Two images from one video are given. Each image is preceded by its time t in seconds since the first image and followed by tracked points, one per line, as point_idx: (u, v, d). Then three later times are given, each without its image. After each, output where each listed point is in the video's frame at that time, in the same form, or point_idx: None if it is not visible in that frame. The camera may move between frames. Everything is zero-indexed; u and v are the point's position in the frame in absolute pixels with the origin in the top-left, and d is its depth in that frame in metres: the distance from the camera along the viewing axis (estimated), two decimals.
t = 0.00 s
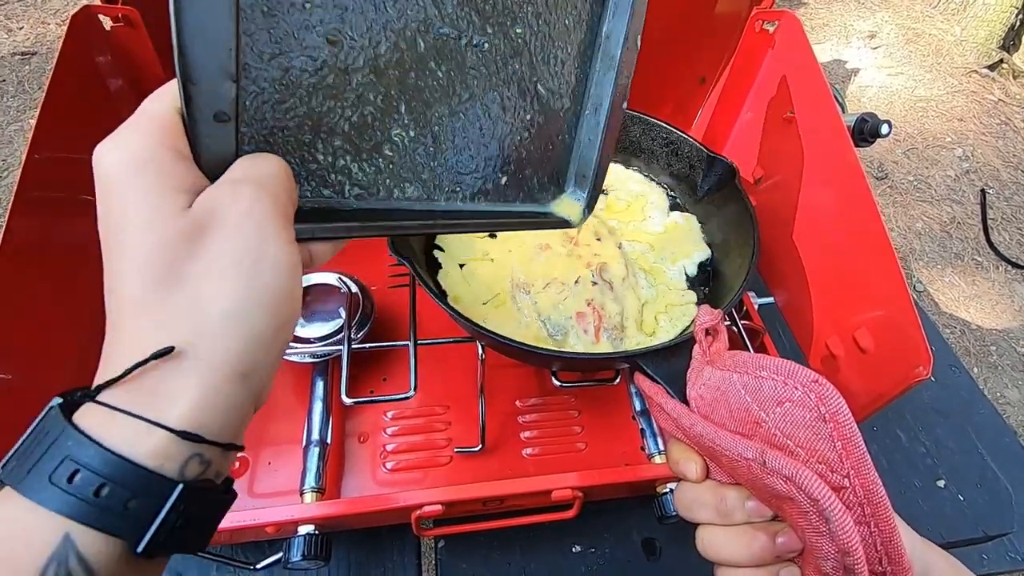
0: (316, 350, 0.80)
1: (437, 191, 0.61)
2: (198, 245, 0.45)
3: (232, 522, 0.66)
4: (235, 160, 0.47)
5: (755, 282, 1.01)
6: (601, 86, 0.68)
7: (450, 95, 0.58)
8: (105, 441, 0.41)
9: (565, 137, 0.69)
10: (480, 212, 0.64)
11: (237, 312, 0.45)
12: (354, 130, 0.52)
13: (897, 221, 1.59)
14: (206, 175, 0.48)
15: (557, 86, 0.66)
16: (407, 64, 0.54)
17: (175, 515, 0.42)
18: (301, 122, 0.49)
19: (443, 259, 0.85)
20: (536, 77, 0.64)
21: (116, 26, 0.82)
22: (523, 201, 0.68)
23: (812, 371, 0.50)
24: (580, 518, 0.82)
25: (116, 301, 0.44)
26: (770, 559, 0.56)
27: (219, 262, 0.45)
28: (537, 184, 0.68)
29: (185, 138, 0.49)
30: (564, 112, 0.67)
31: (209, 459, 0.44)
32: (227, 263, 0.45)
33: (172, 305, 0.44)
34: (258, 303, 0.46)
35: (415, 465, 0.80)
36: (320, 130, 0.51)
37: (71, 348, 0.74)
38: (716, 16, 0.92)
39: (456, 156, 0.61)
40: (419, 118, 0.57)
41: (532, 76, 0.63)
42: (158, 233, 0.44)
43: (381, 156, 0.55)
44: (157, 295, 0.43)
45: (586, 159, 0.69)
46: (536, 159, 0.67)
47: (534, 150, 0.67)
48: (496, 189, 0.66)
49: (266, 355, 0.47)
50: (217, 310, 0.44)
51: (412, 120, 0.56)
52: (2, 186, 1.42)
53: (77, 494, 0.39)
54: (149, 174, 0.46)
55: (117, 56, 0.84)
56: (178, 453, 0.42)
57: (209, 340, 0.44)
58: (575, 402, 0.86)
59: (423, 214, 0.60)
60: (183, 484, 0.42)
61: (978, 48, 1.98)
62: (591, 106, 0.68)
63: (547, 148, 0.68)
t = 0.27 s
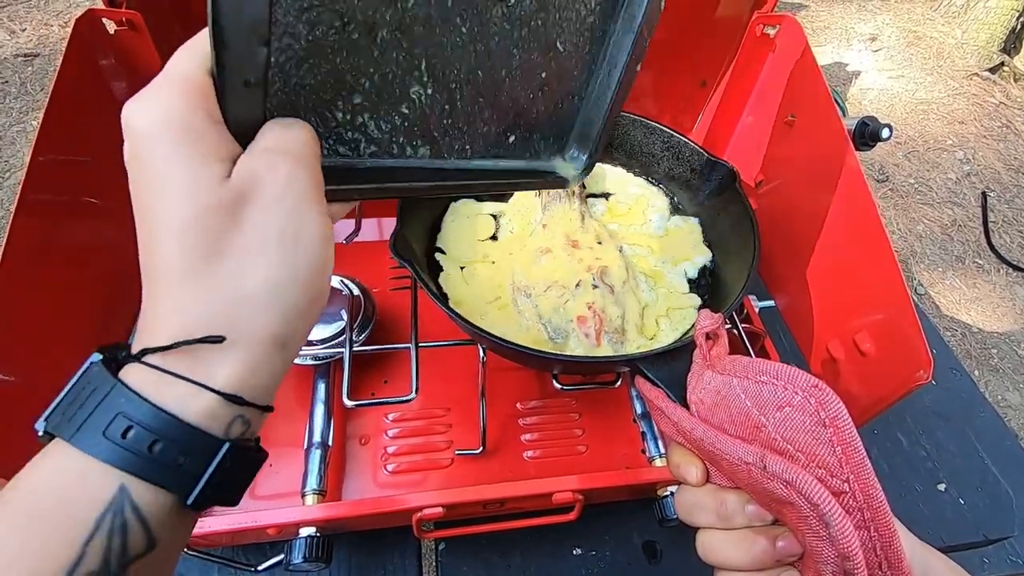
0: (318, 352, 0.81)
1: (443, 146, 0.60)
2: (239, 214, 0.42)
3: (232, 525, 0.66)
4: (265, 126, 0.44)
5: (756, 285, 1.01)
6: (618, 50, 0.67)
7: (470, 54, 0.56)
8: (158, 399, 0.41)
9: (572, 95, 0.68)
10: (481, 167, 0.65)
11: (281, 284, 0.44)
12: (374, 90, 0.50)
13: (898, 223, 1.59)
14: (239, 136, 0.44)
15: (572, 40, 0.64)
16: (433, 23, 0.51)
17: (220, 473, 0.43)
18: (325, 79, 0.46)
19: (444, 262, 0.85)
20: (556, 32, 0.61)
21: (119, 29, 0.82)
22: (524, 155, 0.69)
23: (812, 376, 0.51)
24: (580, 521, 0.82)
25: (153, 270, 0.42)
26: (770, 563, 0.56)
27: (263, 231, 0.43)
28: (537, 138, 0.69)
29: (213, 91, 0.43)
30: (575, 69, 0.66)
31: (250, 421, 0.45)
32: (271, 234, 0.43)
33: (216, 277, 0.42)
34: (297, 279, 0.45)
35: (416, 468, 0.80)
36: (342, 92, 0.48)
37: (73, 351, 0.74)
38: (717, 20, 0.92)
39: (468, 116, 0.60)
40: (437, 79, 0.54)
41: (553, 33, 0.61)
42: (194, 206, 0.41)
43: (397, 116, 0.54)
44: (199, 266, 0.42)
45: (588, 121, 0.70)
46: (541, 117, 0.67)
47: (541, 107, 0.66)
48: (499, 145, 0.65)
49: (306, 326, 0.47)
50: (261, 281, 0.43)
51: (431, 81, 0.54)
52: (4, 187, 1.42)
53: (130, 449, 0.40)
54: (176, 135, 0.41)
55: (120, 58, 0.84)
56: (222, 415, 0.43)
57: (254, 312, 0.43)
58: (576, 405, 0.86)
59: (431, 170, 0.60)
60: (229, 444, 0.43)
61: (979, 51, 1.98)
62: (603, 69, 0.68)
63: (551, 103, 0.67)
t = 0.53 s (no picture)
0: (317, 353, 0.80)
1: (449, 147, 0.58)
2: (250, 213, 0.43)
3: (231, 526, 0.66)
4: (275, 116, 0.44)
5: (756, 286, 1.01)
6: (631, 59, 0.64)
7: (486, 53, 0.54)
8: (160, 408, 0.41)
9: (583, 104, 0.66)
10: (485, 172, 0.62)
11: (293, 283, 0.44)
12: (386, 83, 0.49)
13: (898, 225, 1.59)
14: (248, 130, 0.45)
15: (588, 49, 0.61)
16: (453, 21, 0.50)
17: (227, 481, 0.43)
18: (337, 71, 0.46)
19: (444, 263, 0.85)
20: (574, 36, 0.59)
21: (118, 29, 0.82)
22: (526, 164, 0.66)
23: (813, 377, 0.50)
24: (580, 523, 0.82)
25: (161, 271, 0.41)
26: (771, 566, 0.55)
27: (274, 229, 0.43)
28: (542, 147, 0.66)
29: (223, 80, 0.44)
30: (588, 79, 0.64)
31: (257, 429, 0.45)
32: (283, 233, 0.43)
33: (227, 277, 0.42)
34: (308, 278, 0.45)
35: (416, 469, 0.80)
36: (354, 85, 0.48)
37: (73, 351, 0.74)
38: (716, 22, 0.93)
39: (476, 117, 0.58)
40: (450, 77, 0.53)
41: (570, 37, 0.59)
42: (207, 201, 0.41)
43: (405, 112, 0.52)
44: (210, 267, 0.41)
45: (596, 130, 0.67)
46: (550, 123, 0.65)
47: (551, 113, 0.64)
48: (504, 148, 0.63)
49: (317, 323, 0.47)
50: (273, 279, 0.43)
51: (444, 78, 0.53)
52: (3, 188, 1.42)
53: (132, 461, 0.40)
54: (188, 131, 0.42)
55: (119, 58, 0.84)
56: (230, 423, 0.43)
57: (266, 311, 0.43)
58: (575, 406, 0.86)
59: (437, 172, 0.57)
60: (235, 453, 0.43)
61: (979, 52, 1.97)
62: (614, 79, 0.65)
63: (562, 111, 0.65)
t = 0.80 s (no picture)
0: (316, 353, 0.80)
1: (446, 155, 0.58)
2: (249, 221, 0.43)
3: (230, 526, 0.66)
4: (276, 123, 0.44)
5: (756, 286, 1.01)
6: (629, 68, 0.63)
7: (483, 61, 0.53)
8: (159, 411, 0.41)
9: (580, 112, 0.65)
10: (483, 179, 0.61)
11: (290, 291, 0.44)
12: (383, 93, 0.48)
13: (898, 225, 1.59)
14: (248, 141, 0.45)
15: (586, 58, 0.61)
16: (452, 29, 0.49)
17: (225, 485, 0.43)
18: (336, 83, 0.45)
19: (443, 262, 0.85)
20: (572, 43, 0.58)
21: (117, 28, 0.82)
22: (522, 169, 0.65)
23: (812, 377, 0.50)
24: (579, 523, 0.81)
25: (158, 277, 0.42)
26: (770, 565, 0.55)
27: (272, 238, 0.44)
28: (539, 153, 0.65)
29: (224, 93, 0.44)
30: (585, 86, 0.63)
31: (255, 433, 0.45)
32: (282, 241, 0.44)
33: (226, 284, 0.42)
34: (306, 287, 0.45)
35: (415, 468, 0.80)
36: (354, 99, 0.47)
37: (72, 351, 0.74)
38: (717, 21, 0.92)
39: (474, 125, 0.57)
40: (448, 86, 0.52)
41: (568, 46, 0.58)
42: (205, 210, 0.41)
43: (403, 124, 0.52)
44: (208, 274, 0.42)
45: (593, 132, 0.66)
46: (547, 130, 0.64)
47: (548, 121, 0.63)
48: (501, 155, 0.62)
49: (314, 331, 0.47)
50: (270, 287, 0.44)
51: (442, 87, 0.52)
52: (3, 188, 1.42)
53: (132, 463, 0.40)
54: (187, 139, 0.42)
55: (117, 58, 0.84)
56: (228, 429, 0.43)
57: (263, 318, 0.43)
58: (575, 406, 0.86)
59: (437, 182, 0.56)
60: (233, 456, 0.43)
61: (979, 53, 1.97)
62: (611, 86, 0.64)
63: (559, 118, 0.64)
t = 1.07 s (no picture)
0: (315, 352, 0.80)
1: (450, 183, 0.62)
2: (222, 245, 0.48)
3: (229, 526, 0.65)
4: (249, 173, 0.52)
5: (755, 285, 1.01)
6: (606, 57, 0.62)
7: (444, 87, 0.61)
8: (147, 428, 0.43)
9: (573, 116, 0.65)
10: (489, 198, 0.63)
11: (261, 305, 0.47)
12: (363, 132, 0.58)
13: (897, 224, 1.59)
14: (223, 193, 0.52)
15: (556, 67, 0.64)
16: (396, 63, 0.59)
17: (208, 500, 0.44)
18: (322, 137, 0.57)
19: (443, 261, 0.85)
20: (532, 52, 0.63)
21: (116, 27, 0.80)
22: (543, 183, 0.66)
23: (812, 376, 0.50)
24: (579, 522, 0.81)
25: (150, 313, 0.47)
26: (770, 564, 0.56)
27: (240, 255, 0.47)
28: (545, 166, 0.66)
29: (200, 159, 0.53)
30: (570, 89, 0.64)
31: (241, 449, 0.46)
32: (250, 257, 0.47)
33: (201, 303, 0.46)
34: (278, 301, 0.48)
35: (415, 468, 0.80)
36: (326, 140, 0.57)
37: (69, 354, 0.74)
38: (716, 19, 0.91)
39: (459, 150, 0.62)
40: (418, 116, 0.60)
41: (526, 55, 0.63)
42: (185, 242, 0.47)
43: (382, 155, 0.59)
44: (187, 297, 0.46)
45: (598, 132, 0.65)
46: (541, 138, 0.65)
47: (541, 131, 0.65)
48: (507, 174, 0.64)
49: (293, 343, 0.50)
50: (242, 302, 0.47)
51: (413, 117, 0.60)
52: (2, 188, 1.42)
53: (120, 478, 0.42)
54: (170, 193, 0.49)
55: (115, 57, 0.83)
56: (211, 442, 0.44)
57: (239, 333, 0.46)
58: (575, 405, 0.86)
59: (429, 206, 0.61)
60: (217, 470, 0.44)
61: (979, 52, 1.97)
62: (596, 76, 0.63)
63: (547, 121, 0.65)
